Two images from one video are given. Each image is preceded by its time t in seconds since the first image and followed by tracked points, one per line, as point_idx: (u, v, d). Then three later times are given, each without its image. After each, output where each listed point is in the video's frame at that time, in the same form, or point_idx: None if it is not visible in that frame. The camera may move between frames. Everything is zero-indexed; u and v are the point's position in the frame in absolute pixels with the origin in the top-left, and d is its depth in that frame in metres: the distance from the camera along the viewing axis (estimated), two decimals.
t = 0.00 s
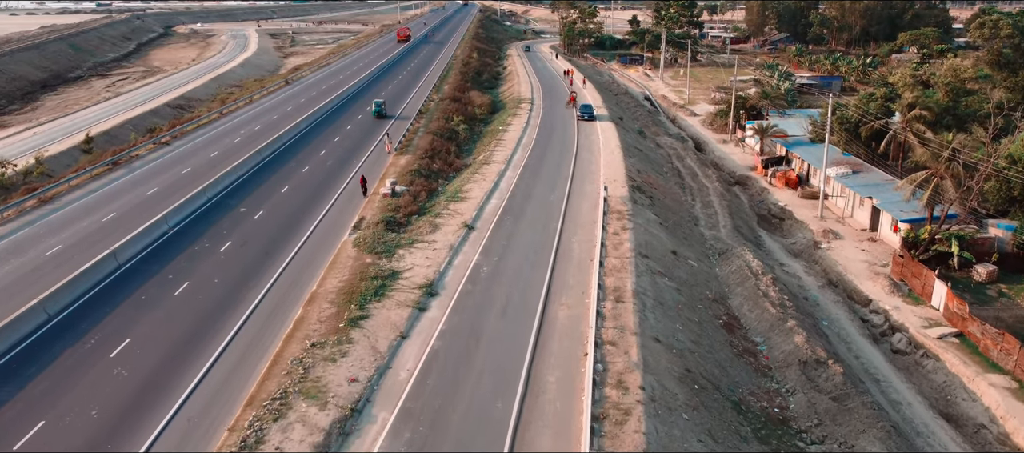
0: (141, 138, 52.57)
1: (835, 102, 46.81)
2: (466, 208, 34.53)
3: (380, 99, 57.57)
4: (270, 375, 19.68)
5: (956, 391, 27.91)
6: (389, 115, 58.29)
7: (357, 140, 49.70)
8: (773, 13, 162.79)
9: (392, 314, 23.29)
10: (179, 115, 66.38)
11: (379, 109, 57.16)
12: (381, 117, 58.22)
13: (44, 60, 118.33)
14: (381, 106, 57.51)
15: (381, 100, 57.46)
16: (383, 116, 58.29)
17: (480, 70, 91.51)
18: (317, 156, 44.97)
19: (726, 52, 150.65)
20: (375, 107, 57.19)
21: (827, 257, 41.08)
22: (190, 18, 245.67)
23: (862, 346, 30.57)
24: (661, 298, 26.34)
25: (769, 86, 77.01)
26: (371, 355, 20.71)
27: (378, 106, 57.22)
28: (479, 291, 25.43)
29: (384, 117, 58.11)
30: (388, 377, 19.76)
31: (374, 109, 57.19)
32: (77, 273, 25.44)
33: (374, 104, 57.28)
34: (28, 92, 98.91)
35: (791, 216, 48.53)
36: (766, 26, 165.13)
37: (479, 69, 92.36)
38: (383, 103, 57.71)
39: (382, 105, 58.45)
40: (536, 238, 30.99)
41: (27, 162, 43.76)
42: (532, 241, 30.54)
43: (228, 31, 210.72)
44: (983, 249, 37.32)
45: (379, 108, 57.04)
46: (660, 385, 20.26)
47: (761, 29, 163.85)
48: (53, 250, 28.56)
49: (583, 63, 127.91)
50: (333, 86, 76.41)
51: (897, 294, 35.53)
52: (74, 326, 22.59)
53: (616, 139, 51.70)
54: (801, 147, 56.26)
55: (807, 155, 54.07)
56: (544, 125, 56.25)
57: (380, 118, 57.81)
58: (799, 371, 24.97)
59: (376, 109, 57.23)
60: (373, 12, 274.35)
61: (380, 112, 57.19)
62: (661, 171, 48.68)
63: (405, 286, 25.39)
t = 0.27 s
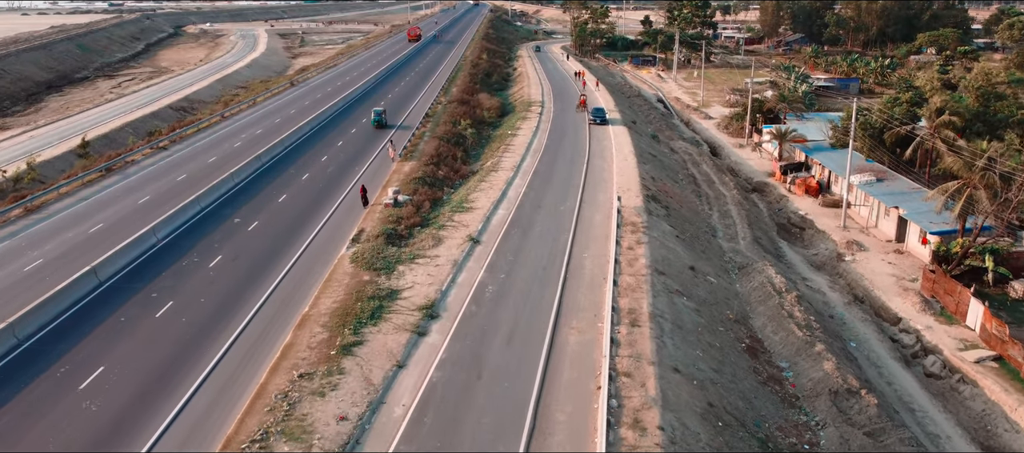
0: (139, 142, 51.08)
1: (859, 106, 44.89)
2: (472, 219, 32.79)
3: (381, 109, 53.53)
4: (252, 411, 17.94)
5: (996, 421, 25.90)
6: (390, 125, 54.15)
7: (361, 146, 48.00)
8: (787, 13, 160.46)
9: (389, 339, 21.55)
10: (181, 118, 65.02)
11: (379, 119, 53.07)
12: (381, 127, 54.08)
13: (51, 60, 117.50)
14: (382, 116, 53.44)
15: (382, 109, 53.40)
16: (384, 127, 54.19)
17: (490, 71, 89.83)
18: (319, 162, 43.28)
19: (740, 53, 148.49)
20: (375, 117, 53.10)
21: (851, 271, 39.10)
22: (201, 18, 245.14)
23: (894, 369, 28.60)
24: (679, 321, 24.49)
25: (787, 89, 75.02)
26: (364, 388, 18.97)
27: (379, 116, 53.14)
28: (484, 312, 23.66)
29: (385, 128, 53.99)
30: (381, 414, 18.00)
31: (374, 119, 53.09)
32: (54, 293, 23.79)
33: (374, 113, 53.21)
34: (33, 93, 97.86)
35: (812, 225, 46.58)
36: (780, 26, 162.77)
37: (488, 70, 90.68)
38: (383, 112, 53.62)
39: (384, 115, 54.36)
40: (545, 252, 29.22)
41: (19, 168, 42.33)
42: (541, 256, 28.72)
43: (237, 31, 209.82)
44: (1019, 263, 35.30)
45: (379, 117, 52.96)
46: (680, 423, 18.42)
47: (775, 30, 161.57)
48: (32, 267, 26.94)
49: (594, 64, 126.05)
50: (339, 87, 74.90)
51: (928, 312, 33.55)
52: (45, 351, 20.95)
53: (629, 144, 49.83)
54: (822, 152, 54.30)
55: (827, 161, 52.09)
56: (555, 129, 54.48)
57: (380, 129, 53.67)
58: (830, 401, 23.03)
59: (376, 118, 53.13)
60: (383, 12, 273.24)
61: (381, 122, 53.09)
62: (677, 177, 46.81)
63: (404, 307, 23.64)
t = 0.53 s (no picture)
0: (136, 146, 49.55)
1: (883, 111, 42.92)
2: (477, 232, 31.01)
3: (380, 118, 49.42)
4: None
5: None
6: (390, 137, 50.03)
7: (364, 151, 46.26)
8: (802, 14, 158.02)
9: (382, 370, 19.77)
10: (183, 121, 63.62)
11: (377, 130, 48.91)
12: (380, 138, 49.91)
13: (58, 60, 116.59)
14: (380, 126, 49.31)
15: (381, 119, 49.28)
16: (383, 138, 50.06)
17: (500, 73, 88.13)
18: (320, 169, 41.53)
19: (754, 55, 146.33)
20: (372, 127, 48.97)
21: (877, 285, 37.11)
22: (211, 17, 244.48)
23: (929, 397, 26.60)
24: (700, 349, 22.56)
25: (804, 92, 73.00)
26: (353, 428, 17.24)
27: (377, 126, 49.04)
28: (487, 338, 21.84)
29: (384, 139, 49.83)
30: None
31: (371, 130, 48.98)
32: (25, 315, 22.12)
33: (371, 123, 49.11)
34: (37, 94, 96.86)
35: (834, 236, 44.59)
36: (795, 26, 160.40)
37: (498, 71, 88.95)
38: (382, 122, 49.46)
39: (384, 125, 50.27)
40: (554, 269, 27.38)
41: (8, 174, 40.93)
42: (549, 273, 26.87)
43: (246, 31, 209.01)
44: None
45: (377, 128, 48.83)
46: None
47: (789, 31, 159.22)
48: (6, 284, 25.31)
49: (606, 65, 124.17)
50: (345, 89, 73.30)
51: (963, 333, 31.52)
52: (8, 384, 19.28)
53: (642, 150, 47.93)
54: (843, 159, 52.27)
55: (849, 168, 50.09)
56: (566, 133, 52.66)
57: (379, 140, 49.48)
58: (865, 437, 21.09)
59: (373, 129, 48.99)
60: (394, 12, 272.13)
61: (379, 133, 48.93)
62: (692, 185, 44.90)
63: (401, 332, 21.86)
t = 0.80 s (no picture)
0: (132, 151, 48.07)
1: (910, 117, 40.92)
2: (482, 245, 29.21)
3: (376, 129, 44.96)
4: None
5: None
6: (386, 150, 45.61)
7: (366, 157, 44.49)
8: (817, 14, 155.40)
9: (374, 407, 18.02)
10: (183, 123, 62.16)
11: (372, 143, 44.44)
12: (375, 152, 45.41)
13: (63, 61, 115.59)
14: (376, 139, 44.87)
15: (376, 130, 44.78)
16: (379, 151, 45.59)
17: (509, 74, 86.42)
18: (319, 176, 39.76)
19: (768, 55, 144.01)
20: (367, 139, 44.47)
21: (905, 302, 35.13)
22: (220, 18, 243.77)
23: (968, 429, 24.63)
24: (721, 381, 20.68)
25: (823, 95, 70.90)
26: None
27: (371, 137, 44.52)
28: (489, 369, 20.05)
29: (379, 152, 45.34)
30: None
31: (366, 142, 44.50)
32: None
33: (366, 135, 44.64)
34: (41, 95, 95.83)
35: (856, 247, 42.63)
36: (809, 26, 157.84)
37: (506, 73, 87.19)
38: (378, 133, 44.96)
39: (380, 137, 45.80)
40: (563, 288, 25.58)
41: None
42: (559, 293, 25.07)
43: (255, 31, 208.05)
44: None
45: (372, 140, 44.42)
46: None
47: (804, 31, 156.61)
48: None
49: (617, 66, 122.24)
50: (350, 91, 71.73)
51: (1000, 356, 29.53)
52: None
53: (655, 156, 46.04)
54: (865, 165, 50.26)
55: (872, 175, 48.10)
56: (576, 138, 50.84)
57: (374, 154, 44.95)
58: None
59: (368, 141, 44.50)
60: (403, 12, 270.74)
61: (374, 147, 44.51)
62: (708, 193, 42.99)
63: (397, 362, 20.11)
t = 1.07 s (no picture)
0: (125, 156, 46.52)
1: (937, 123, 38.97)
2: (484, 262, 27.43)
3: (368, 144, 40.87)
4: None
5: None
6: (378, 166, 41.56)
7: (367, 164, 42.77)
8: (830, 15, 152.87)
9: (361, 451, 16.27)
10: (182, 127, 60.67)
11: (363, 159, 40.39)
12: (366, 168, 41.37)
13: (66, 61, 114.41)
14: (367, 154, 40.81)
15: (368, 145, 40.71)
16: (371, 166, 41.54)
17: (516, 76, 84.62)
18: (316, 183, 38.00)
19: (780, 57, 141.73)
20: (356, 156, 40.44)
21: (933, 320, 33.18)
22: (227, 18, 242.68)
23: None
24: (744, 419, 18.83)
25: (839, 98, 68.84)
26: None
27: (362, 153, 40.41)
28: (490, 405, 18.25)
29: (371, 168, 41.30)
30: None
31: (356, 158, 40.47)
32: None
33: (356, 150, 40.59)
34: (42, 96, 94.58)
35: (879, 259, 40.68)
36: (822, 27, 155.35)
37: (514, 75, 85.37)
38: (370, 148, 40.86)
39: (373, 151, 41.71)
40: (571, 310, 23.76)
41: None
42: (567, 316, 23.26)
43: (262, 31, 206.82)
44: None
45: (363, 155, 40.39)
46: None
47: (817, 32, 154.12)
48: None
49: (627, 67, 120.26)
50: (354, 93, 70.07)
51: None
52: None
53: (668, 163, 44.16)
54: (886, 173, 48.23)
55: (893, 183, 46.13)
56: (585, 144, 49.04)
57: (364, 170, 40.94)
58: None
59: (358, 157, 40.46)
60: (411, 12, 269.22)
61: (364, 163, 40.48)
62: (723, 203, 41.11)
63: (388, 398, 18.34)
